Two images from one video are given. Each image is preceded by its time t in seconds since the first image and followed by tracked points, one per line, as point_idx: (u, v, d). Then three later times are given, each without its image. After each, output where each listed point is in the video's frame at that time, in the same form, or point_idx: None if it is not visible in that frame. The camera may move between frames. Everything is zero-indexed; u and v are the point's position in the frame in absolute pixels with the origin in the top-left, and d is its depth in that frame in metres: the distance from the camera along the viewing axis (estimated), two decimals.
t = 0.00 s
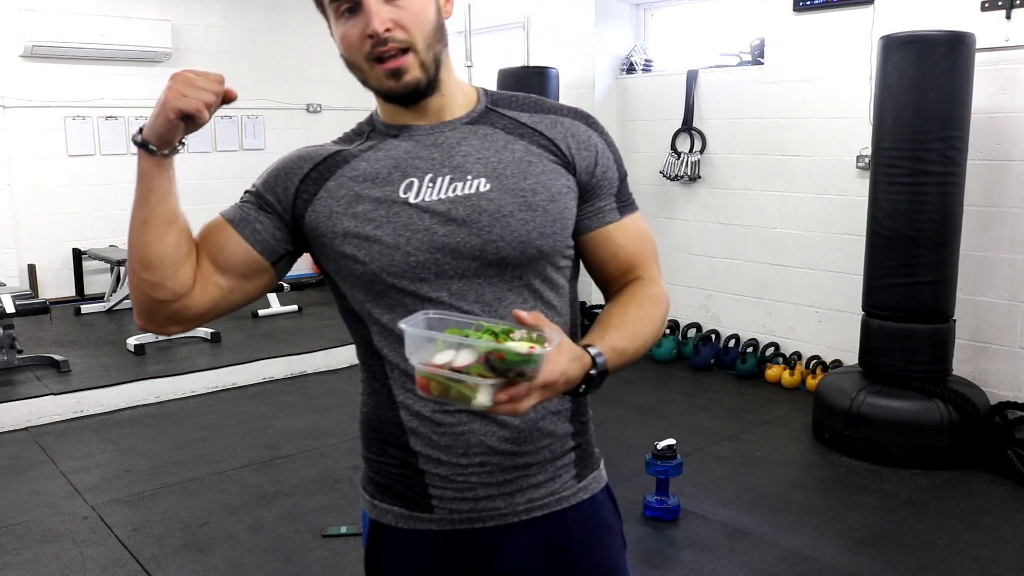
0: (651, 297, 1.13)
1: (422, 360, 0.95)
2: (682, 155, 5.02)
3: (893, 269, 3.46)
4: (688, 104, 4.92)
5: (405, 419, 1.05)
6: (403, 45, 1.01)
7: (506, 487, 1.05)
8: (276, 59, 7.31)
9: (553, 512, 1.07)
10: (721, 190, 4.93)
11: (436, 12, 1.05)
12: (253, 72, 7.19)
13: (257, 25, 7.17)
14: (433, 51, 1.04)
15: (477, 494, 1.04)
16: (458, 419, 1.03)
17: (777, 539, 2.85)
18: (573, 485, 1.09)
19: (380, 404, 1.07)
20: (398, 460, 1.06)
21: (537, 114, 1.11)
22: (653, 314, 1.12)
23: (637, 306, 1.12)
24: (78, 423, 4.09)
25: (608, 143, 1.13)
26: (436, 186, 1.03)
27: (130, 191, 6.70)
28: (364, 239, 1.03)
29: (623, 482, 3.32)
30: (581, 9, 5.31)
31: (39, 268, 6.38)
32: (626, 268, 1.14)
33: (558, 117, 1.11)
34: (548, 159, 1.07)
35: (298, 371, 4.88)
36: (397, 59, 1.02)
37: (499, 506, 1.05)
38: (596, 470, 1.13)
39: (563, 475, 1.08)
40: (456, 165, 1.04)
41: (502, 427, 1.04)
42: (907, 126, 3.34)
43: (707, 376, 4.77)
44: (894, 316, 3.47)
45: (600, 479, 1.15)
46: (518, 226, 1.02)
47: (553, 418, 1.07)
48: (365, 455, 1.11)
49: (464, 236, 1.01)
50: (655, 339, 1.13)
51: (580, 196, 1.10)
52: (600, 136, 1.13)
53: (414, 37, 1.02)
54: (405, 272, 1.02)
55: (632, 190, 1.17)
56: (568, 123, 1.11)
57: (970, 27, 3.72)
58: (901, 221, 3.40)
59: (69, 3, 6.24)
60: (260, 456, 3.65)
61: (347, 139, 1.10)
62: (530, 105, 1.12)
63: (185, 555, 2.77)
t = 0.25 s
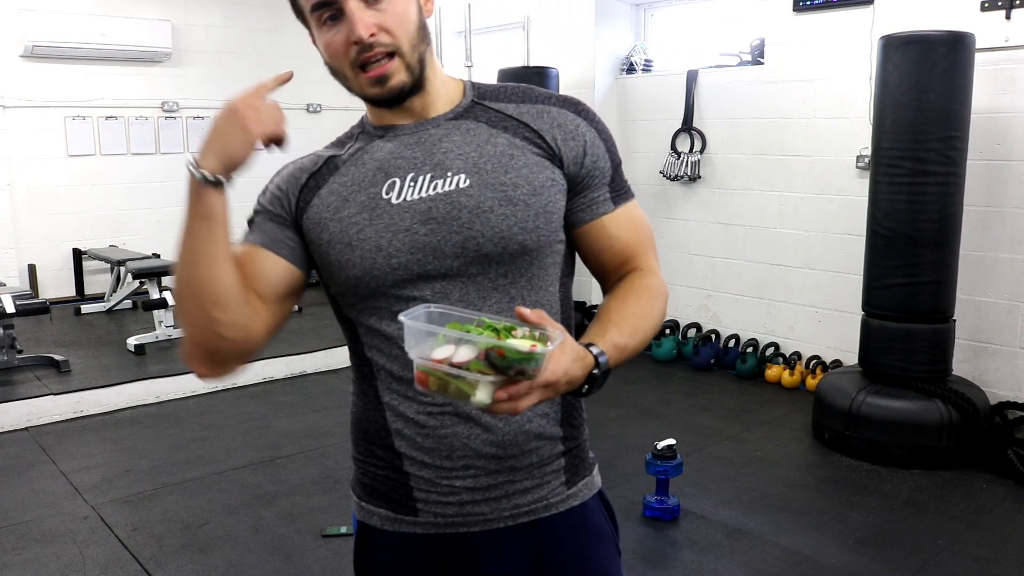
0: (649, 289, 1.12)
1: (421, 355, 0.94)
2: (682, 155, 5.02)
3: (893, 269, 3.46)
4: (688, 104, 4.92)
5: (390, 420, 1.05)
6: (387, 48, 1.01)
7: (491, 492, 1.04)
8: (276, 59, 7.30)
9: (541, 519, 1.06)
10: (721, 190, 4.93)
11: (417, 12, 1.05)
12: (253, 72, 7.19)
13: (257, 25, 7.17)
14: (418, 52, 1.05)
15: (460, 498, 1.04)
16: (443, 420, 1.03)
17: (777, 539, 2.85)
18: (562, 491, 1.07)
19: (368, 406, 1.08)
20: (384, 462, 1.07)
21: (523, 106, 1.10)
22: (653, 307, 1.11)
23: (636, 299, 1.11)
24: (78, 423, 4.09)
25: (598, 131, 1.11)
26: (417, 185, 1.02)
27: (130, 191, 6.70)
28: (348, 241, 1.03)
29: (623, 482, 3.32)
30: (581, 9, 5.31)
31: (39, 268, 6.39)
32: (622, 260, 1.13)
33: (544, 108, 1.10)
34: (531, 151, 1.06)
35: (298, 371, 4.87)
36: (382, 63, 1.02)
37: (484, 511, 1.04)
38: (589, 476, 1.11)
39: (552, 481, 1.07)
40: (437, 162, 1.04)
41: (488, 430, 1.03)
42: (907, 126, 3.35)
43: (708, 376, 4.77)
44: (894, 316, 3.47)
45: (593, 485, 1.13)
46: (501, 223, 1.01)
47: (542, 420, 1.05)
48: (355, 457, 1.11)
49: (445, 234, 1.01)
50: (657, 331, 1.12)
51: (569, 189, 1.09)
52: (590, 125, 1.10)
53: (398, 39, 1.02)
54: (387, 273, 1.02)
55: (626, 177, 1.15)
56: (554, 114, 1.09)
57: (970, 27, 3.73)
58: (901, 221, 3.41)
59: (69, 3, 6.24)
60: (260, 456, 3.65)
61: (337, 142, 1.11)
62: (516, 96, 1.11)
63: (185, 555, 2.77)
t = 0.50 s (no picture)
0: (649, 286, 1.14)
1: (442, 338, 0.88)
2: (682, 155, 5.02)
3: (893, 269, 3.46)
4: (688, 104, 4.92)
5: (396, 422, 1.05)
6: (369, 51, 0.99)
7: (498, 490, 1.03)
8: (276, 59, 7.30)
9: (546, 515, 1.06)
10: (721, 190, 4.93)
11: (405, 12, 1.02)
12: (253, 72, 7.19)
13: (257, 25, 7.17)
14: (404, 53, 1.02)
15: (467, 497, 1.03)
16: (449, 419, 1.02)
17: (777, 539, 2.85)
18: (567, 487, 1.07)
19: (372, 408, 1.07)
20: (390, 464, 1.06)
21: (522, 107, 1.10)
22: (654, 304, 1.12)
23: (636, 297, 1.12)
24: (78, 423, 4.09)
25: (595, 133, 1.11)
26: (420, 188, 1.02)
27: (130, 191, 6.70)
28: (352, 247, 1.01)
29: (623, 482, 3.32)
30: (581, 9, 5.31)
31: (39, 268, 6.38)
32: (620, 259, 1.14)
33: (543, 109, 1.10)
34: (534, 152, 1.06)
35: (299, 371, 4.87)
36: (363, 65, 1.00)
37: (492, 508, 1.03)
38: (592, 471, 1.11)
39: (557, 477, 1.06)
40: (440, 164, 1.03)
41: (495, 428, 1.02)
42: (907, 126, 3.34)
43: (708, 376, 4.77)
44: (894, 316, 3.47)
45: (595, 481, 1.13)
46: (505, 224, 1.00)
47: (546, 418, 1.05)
48: (358, 458, 1.10)
49: (451, 237, 1.00)
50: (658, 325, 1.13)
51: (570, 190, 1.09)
52: (588, 125, 1.11)
53: (380, 42, 1.00)
54: (393, 279, 1.00)
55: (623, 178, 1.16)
56: (553, 114, 1.09)
57: (970, 27, 3.73)
58: (901, 221, 3.41)
59: (69, 3, 6.24)
60: (260, 456, 3.65)
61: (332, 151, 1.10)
62: (515, 97, 1.11)
63: (185, 556, 2.77)
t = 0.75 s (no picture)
0: (656, 295, 1.15)
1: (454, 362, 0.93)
2: (682, 155, 5.02)
3: (893, 269, 3.46)
4: (688, 104, 4.92)
5: (414, 423, 1.06)
6: (413, 41, 0.99)
7: (516, 484, 1.05)
8: (276, 59, 7.30)
9: (562, 507, 1.08)
10: (721, 190, 4.93)
11: (443, 11, 1.03)
12: (253, 72, 7.19)
13: (257, 25, 7.17)
14: (440, 50, 1.03)
15: (486, 491, 1.05)
16: (466, 418, 1.04)
17: (777, 538, 2.85)
18: (581, 482, 1.09)
19: (388, 409, 1.08)
20: (408, 463, 1.07)
21: (537, 114, 1.10)
22: (661, 313, 1.15)
23: (642, 305, 1.14)
24: (78, 423, 4.09)
25: (608, 142, 1.12)
26: (441, 196, 1.02)
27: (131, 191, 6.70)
28: (372, 253, 1.01)
29: (623, 482, 3.32)
30: (581, 9, 5.31)
31: (39, 269, 6.39)
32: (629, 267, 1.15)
33: (557, 117, 1.10)
34: (551, 161, 1.06)
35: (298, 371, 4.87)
36: (406, 56, 1.00)
37: (510, 502, 1.05)
38: (603, 466, 1.13)
39: (571, 471, 1.08)
40: (460, 173, 1.03)
41: (511, 427, 1.04)
42: (907, 126, 3.34)
43: (708, 376, 4.77)
44: (894, 316, 3.47)
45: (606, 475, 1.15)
46: (525, 235, 1.02)
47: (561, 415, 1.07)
48: (374, 456, 1.11)
49: (471, 246, 1.01)
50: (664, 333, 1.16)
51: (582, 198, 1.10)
52: (603, 135, 1.11)
53: (425, 34, 1.00)
54: (412, 286, 1.01)
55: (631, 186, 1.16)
56: (569, 123, 1.09)
57: (970, 27, 3.73)
58: (901, 221, 3.41)
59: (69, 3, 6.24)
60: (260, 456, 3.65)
61: (341, 148, 1.06)
62: (528, 104, 1.11)
63: (185, 556, 2.77)
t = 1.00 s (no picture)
0: (657, 301, 1.19)
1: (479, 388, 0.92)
2: (682, 155, 5.02)
3: (893, 269, 3.46)
4: (688, 104, 4.92)
5: (437, 431, 1.05)
6: (449, 25, 0.95)
7: (538, 481, 1.06)
8: (276, 59, 7.30)
9: (583, 498, 1.09)
10: (721, 190, 4.93)
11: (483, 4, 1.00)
12: (253, 72, 7.19)
13: (257, 25, 7.16)
14: (476, 40, 0.99)
15: (510, 490, 1.05)
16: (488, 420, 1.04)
17: (777, 538, 2.85)
18: (597, 468, 1.12)
19: (408, 417, 1.07)
20: (430, 469, 1.07)
21: (561, 119, 1.09)
22: (661, 319, 1.18)
23: (646, 311, 1.17)
24: (78, 423, 4.09)
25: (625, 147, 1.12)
26: (483, 211, 0.99)
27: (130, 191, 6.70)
28: (415, 271, 0.99)
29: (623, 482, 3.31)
30: (581, 10, 5.31)
31: (39, 269, 6.38)
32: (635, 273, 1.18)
33: (579, 121, 1.09)
34: (582, 169, 1.06)
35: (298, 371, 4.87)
36: (439, 40, 0.95)
37: (533, 499, 1.06)
38: (614, 452, 1.16)
39: (586, 463, 1.10)
40: (500, 185, 1.01)
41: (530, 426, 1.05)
42: (907, 126, 3.34)
43: (708, 376, 4.77)
44: (894, 316, 3.47)
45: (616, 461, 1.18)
46: (564, 248, 1.01)
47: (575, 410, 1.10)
48: (390, 462, 1.11)
49: (513, 262, 0.99)
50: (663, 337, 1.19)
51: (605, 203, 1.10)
52: (622, 141, 1.12)
53: (462, 21, 0.96)
54: (452, 303, 0.99)
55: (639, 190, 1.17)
56: (592, 129, 1.09)
57: (970, 27, 3.73)
58: (901, 221, 3.40)
59: (69, 3, 6.24)
60: (260, 456, 3.65)
61: (362, 155, 1.03)
62: (551, 109, 1.09)
63: (185, 556, 2.77)
